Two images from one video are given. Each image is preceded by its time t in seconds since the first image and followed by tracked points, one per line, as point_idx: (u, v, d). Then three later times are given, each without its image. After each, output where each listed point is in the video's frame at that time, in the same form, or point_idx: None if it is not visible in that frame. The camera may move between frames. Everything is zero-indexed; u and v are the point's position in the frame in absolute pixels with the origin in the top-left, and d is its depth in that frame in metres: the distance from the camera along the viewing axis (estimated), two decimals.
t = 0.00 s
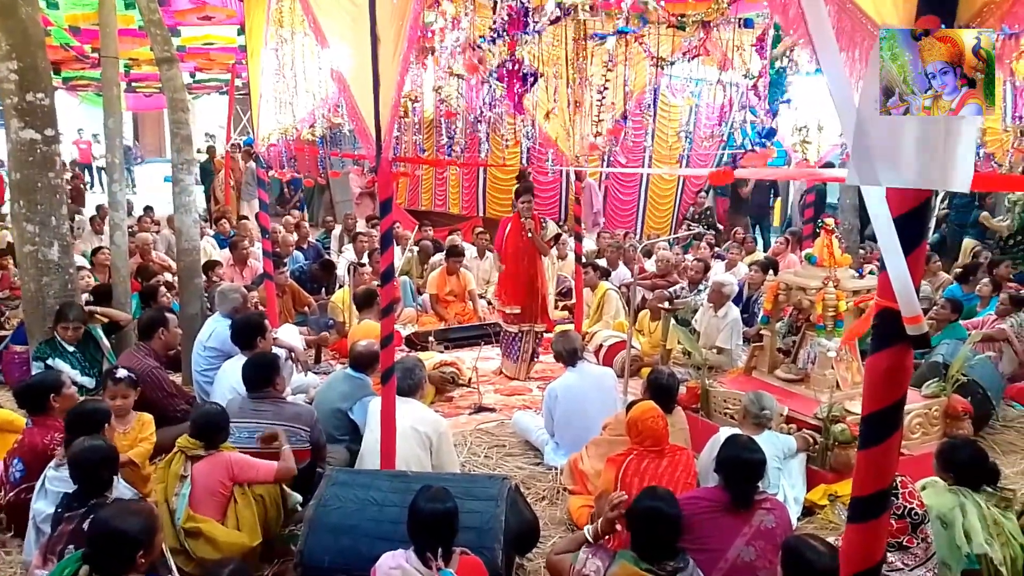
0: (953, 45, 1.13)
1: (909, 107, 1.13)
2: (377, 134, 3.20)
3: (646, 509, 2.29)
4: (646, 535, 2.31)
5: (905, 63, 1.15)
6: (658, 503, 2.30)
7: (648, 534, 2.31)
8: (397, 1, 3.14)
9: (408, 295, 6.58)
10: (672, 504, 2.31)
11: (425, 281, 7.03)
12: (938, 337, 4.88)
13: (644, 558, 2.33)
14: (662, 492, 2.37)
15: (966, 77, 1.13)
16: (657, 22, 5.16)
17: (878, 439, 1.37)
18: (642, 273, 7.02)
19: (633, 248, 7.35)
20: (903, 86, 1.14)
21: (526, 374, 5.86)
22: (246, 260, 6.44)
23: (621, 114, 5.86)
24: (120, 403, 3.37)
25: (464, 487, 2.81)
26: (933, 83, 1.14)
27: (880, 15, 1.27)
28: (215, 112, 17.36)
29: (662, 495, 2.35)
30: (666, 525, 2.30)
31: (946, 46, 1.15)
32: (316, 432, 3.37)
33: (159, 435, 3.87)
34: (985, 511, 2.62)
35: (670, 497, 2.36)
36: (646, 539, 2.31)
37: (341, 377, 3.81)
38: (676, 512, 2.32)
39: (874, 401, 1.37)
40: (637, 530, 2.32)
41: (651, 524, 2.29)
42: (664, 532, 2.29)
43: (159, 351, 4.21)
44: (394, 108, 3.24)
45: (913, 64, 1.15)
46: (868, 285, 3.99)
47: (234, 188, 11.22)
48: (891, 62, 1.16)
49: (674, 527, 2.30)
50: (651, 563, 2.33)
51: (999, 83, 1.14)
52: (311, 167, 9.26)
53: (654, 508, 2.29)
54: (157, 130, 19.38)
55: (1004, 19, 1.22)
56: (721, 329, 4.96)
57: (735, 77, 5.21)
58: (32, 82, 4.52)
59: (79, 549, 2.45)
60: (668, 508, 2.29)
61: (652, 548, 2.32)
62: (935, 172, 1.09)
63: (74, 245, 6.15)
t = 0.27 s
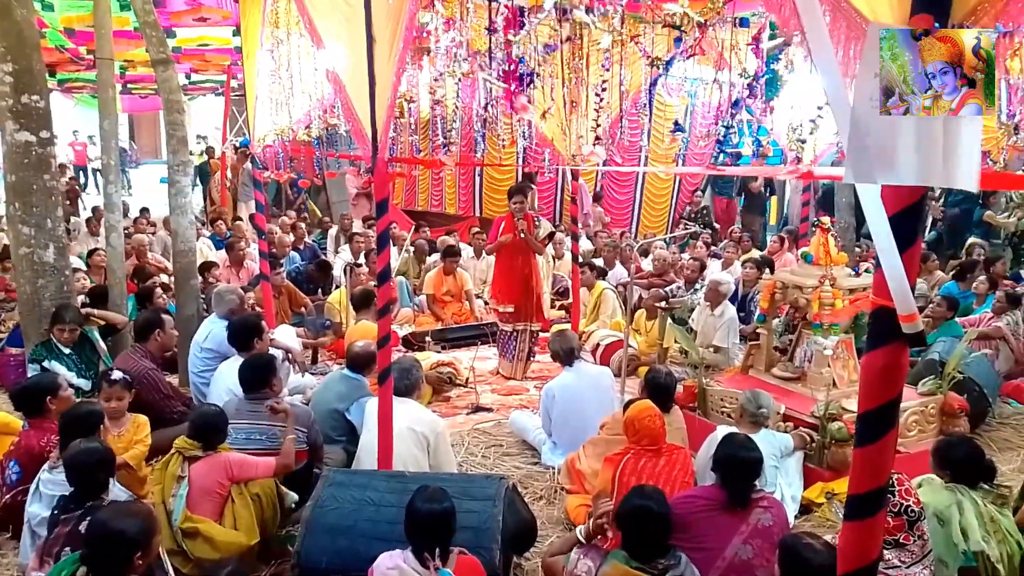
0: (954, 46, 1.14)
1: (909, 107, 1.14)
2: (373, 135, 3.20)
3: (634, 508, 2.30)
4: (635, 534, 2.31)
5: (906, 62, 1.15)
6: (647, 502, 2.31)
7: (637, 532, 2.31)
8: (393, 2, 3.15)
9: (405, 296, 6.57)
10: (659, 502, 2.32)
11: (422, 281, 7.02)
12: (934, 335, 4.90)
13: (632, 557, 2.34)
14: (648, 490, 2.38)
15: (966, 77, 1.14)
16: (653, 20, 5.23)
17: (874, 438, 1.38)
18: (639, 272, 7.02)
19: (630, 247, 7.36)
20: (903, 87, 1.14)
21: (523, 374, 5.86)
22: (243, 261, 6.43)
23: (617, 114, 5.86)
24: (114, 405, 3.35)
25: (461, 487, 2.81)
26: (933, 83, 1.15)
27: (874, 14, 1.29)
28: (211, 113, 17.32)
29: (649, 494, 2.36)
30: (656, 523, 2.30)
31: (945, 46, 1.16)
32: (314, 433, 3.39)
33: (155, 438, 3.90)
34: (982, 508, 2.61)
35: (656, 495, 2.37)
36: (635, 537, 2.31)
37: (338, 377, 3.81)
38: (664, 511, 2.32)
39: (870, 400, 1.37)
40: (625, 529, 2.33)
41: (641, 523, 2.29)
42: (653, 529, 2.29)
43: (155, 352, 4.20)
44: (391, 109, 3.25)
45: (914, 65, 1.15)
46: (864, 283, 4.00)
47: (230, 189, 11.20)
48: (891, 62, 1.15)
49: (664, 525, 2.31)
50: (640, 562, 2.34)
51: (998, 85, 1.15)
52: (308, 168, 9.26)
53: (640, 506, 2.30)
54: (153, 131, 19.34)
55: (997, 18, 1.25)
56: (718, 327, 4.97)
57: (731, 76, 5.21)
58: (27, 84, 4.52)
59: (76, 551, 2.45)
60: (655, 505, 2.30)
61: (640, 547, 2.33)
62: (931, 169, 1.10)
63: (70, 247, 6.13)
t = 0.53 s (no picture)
0: (954, 45, 1.12)
1: (909, 107, 1.14)
2: (365, 137, 3.19)
3: (627, 511, 2.31)
4: (626, 538, 2.31)
5: (903, 61, 1.14)
6: (635, 505, 2.33)
7: (626, 536, 2.31)
8: (384, 5, 3.15)
9: (398, 299, 6.56)
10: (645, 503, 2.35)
11: (415, 284, 7.02)
12: (926, 336, 4.92)
13: (624, 562, 2.33)
14: (635, 493, 2.42)
15: (966, 76, 1.13)
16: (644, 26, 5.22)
17: (865, 439, 1.38)
18: (632, 274, 7.04)
19: (623, 250, 7.37)
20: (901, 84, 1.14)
21: (516, 376, 5.87)
22: (235, 265, 6.42)
23: (609, 117, 5.87)
24: (102, 410, 3.34)
25: (454, 489, 2.81)
26: (933, 83, 1.14)
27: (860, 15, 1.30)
28: (203, 116, 17.28)
29: (637, 498, 2.40)
30: (648, 526, 2.31)
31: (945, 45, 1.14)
32: (307, 437, 3.37)
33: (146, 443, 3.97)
34: (973, 509, 2.63)
35: (644, 499, 2.40)
36: (625, 542, 2.31)
37: (331, 381, 3.81)
38: (654, 513, 2.34)
39: (861, 401, 1.38)
40: (615, 532, 2.33)
41: (633, 526, 2.30)
42: (647, 533, 2.30)
43: (147, 356, 4.18)
44: (383, 113, 3.24)
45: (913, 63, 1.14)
46: (856, 285, 4.01)
47: (223, 193, 11.19)
48: (888, 61, 1.15)
49: (653, 528, 2.31)
50: (630, 566, 2.33)
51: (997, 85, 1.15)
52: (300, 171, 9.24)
53: (633, 510, 2.31)
54: (145, 135, 19.29)
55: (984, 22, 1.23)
56: (710, 329, 4.99)
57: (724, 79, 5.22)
58: (18, 88, 4.50)
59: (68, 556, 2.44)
60: (646, 508, 2.32)
61: (631, 550, 2.31)
62: (920, 168, 1.13)
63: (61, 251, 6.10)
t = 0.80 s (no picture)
0: (954, 45, 1.18)
1: (909, 107, 1.17)
2: (357, 137, 3.18)
3: (602, 511, 2.32)
4: (605, 537, 2.32)
5: (907, 61, 1.18)
6: (607, 505, 2.34)
7: (604, 535, 2.32)
8: (376, 3, 3.14)
9: (390, 298, 6.55)
10: (619, 501, 2.36)
11: (407, 283, 7.01)
12: (916, 335, 4.93)
13: (605, 562, 2.33)
14: (608, 493, 2.43)
15: (967, 77, 1.18)
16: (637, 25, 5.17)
17: (856, 437, 1.39)
18: (624, 274, 7.04)
19: (615, 249, 7.38)
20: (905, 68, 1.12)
21: (509, 375, 5.87)
22: (227, 264, 6.39)
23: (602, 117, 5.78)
24: (85, 412, 3.29)
25: (447, 489, 2.80)
26: (934, 83, 1.19)
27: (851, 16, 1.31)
28: (194, 115, 17.20)
29: (612, 497, 2.40)
30: (625, 526, 2.31)
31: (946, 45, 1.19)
32: (298, 437, 3.36)
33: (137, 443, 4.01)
34: (963, 506, 2.63)
35: (619, 498, 2.40)
36: (604, 541, 2.32)
37: (323, 380, 3.79)
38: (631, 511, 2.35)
39: (851, 400, 1.38)
40: (593, 532, 2.34)
41: (610, 526, 2.30)
42: (624, 533, 2.31)
43: (138, 356, 4.16)
44: (375, 112, 3.23)
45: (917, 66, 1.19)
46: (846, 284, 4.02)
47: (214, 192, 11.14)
48: (887, 62, 1.17)
49: (631, 526, 2.32)
50: (614, 565, 2.33)
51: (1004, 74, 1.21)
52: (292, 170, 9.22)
53: (610, 510, 2.32)
54: (136, 134, 19.21)
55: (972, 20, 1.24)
56: (703, 328, 5.01)
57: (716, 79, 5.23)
58: (7, 87, 4.48)
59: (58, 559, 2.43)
60: (624, 507, 2.33)
61: (611, 549, 2.32)
62: (910, 168, 1.13)
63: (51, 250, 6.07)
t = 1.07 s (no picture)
0: (954, 46, 1.26)
1: (909, 106, 1.22)
2: (350, 136, 3.18)
3: (584, 511, 2.32)
4: (588, 537, 2.32)
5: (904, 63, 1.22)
6: (588, 505, 2.34)
7: (587, 535, 2.32)
8: (369, 2, 3.14)
9: (384, 297, 6.54)
10: (600, 500, 2.36)
11: (401, 282, 7.00)
12: (908, 334, 4.95)
13: (589, 562, 2.34)
14: (589, 493, 2.42)
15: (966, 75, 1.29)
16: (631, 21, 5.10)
17: (848, 435, 1.39)
18: (617, 273, 7.05)
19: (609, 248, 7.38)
20: None
21: (502, 374, 5.86)
22: (219, 263, 6.37)
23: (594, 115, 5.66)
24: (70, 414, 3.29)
25: (440, 489, 2.80)
26: (934, 82, 1.26)
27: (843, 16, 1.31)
28: (186, 114, 17.11)
29: (592, 497, 2.40)
30: (609, 525, 2.32)
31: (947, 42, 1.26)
32: (291, 437, 3.36)
33: (126, 446, 4.02)
34: (955, 504, 2.64)
35: (600, 496, 2.40)
36: (587, 541, 2.32)
37: (316, 380, 3.78)
38: (614, 511, 2.36)
39: (842, 398, 1.39)
40: (576, 531, 2.34)
41: (593, 525, 2.30)
42: (608, 532, 2.31)
43: (130, 356, 4.14)
44: (368, 111, 3.22)
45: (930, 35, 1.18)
46: (839, 282, 4.03)
47: (206, 191, 11.11)
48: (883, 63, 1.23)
49: (613, 524, 2.32)
50: (600, 564, 2.33)
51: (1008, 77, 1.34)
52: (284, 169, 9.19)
53: (592, 510, 2.32)
54: (128, 132, 19.13)
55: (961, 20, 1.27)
56: (696, 327, 5.00)
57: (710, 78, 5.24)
58: None
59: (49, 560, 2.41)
60: (606, 506, 2.33)
61: (594, 549, 2.33)
62: (899, 167, 1.13)
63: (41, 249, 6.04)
